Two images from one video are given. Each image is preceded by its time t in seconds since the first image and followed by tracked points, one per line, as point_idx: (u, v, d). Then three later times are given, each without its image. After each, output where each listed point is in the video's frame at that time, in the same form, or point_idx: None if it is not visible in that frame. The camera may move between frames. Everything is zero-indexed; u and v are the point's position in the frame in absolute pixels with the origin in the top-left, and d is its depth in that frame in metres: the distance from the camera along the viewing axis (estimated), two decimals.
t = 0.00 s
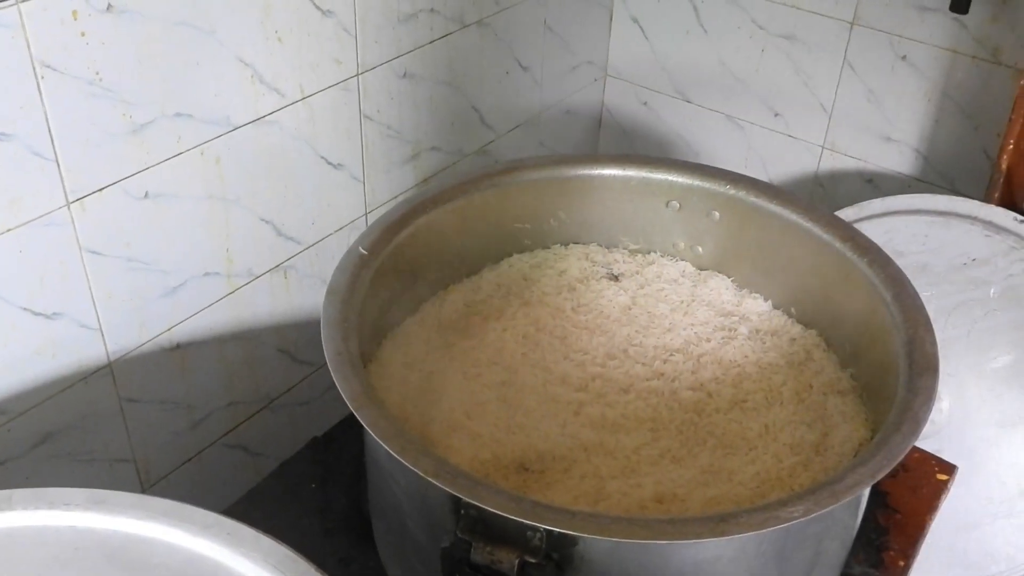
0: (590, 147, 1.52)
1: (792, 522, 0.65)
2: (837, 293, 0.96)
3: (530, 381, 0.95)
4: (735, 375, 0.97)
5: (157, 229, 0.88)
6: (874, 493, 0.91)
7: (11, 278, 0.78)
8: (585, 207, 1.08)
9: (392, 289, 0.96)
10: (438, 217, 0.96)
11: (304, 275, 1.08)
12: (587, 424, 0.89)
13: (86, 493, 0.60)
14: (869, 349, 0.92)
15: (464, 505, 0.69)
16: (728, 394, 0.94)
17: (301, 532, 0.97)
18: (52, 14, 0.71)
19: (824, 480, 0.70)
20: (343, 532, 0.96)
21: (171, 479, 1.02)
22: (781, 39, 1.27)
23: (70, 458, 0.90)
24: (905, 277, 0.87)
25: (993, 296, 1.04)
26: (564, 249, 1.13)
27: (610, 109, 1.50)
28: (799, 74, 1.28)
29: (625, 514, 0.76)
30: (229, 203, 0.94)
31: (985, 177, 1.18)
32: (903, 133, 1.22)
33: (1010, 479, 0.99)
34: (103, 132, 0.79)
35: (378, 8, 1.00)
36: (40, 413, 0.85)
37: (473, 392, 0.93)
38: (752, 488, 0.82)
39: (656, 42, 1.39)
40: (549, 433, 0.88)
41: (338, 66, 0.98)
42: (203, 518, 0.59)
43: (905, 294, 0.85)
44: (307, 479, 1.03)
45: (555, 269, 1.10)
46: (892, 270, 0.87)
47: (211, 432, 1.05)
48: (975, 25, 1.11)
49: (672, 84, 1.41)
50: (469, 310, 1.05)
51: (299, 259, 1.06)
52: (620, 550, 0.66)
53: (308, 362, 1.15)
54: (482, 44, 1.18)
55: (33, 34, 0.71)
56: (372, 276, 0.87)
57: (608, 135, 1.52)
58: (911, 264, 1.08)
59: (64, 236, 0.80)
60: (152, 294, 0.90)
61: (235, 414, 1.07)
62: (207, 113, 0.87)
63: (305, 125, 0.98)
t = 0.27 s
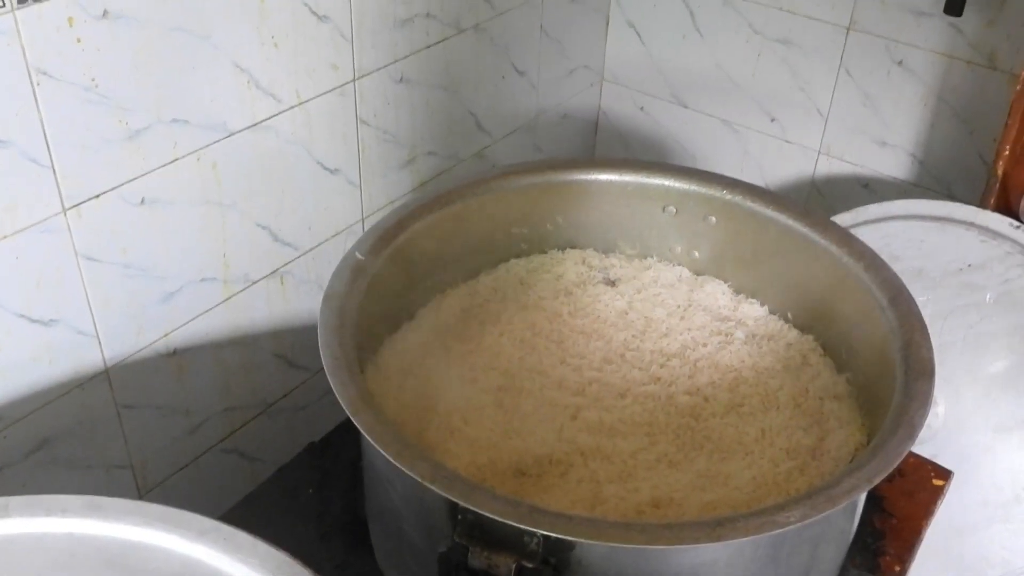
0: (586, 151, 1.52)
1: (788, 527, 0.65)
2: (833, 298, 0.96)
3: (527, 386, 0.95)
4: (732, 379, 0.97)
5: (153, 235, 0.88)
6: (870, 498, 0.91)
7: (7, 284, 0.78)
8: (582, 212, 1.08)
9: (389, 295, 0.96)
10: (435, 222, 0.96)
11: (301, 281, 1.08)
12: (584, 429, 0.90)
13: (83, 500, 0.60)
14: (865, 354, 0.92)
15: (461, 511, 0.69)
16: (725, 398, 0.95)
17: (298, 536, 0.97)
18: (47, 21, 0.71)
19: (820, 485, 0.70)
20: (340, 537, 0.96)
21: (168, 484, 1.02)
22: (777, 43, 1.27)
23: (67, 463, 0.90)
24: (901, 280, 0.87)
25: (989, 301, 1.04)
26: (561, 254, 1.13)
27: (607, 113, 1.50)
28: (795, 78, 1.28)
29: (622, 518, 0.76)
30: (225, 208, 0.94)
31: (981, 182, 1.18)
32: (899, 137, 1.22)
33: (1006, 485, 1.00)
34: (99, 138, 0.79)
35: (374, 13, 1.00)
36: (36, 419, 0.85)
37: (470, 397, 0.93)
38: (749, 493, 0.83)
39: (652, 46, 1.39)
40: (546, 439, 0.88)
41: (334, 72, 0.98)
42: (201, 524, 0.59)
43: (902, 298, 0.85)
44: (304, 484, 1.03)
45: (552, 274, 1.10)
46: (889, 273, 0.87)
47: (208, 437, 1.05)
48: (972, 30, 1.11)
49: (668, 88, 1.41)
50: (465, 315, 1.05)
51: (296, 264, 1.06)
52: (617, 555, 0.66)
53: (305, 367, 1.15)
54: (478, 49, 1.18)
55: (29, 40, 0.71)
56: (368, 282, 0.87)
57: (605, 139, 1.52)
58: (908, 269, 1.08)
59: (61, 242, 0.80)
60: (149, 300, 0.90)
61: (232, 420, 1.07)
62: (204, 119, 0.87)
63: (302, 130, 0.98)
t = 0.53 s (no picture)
0: (583, 162, 1.53)
1: (784, 538, 0.65)
2: (829, 309, 0.97)
3: (524, 397, 0.95)
4: (728, 390, 0.97)
5: (150, 245, 0.88)
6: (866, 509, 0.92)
7: (3, 296, 0.78)
8: (579, 223, 1.09)
9: (386, 306, 0.96)
10: (431, 233, 0.96)
11: (297, 292, 1.08)
12: (580, 439, 0.90)
13: (79, 511, 0.60)
14: (861, 365, 0.93)
15: (457, 522, 0.69)
16: (721, 409, 0.95)
17: (294, 547, 0.97)
18: (45, 33, 0.72)
19: (817, 496, 0.70)
20: (336, 548, 0.96)
21: (164, 495, 1.02)
22: (772, 56, 1.28)
23: (63, 474, 0.90)
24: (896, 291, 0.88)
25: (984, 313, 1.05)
26: (558, 265, 1.13)
27: (603, 124, 1.50)
28: (791, 91, 1.28)
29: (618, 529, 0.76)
30: (222, 219, 0.94)
31: (976, 194, 1.19)
32: (894, 149, 1.23)
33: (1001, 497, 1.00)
34: (96, 149, 0.79)
35: (371, 26, 1.00)
36: (32, 429, 0.85)
37: (467, 408, 0.93)
38: (745, 503, 0.83)
39: (648, 59, 1.40)
40: (542, 450, 0.88)
41: (331, 84, 0.99)
42: (197, 535, 0.59)
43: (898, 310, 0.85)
44: (300, 495, 1.03)
45: (548, 285, 1.11)
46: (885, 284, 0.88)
47: (204, 447, 1.05)
48: (966, 43, 1.11)
49: (664, 100, 1.41)
50: (462, 326, 1.05)
51: (293, 275, 1.06)
52: (614, 565, 0.66)
53: (301, 378, 1.15)
54: (475, 61, 1.18)
55: (26, 52, 0.71)
56: (365, 294, 0.87)
57: (601, 150, 1.53)
58: (904, 280, 1.09)
59: (58, 253, 0.80)
60: (145, 310, 0.90)
61: (228, 430, 1.07)
62: (201, 130, 0.87)
63: (298, 141, 0.98)
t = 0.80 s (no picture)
0: (577, 170, 1.53)
1: (778, 545, 0.65)
2: (822, 318, 0.97)
3: (518, 405, 0.95)
4: (722, 398, 0.98)
5: (145, 253, 0.88)
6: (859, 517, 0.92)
7: None
8: (573, 231, 1.09)
9: (380, 314, 0.96)
10: (426, 241, 0.96)
11: (291, 299, 1.08)
12: (574, 447, 0.90)
13: (73, 519, 0.60)
14: (854, 373, 0.93)
15: (451, 529, 0.69)
16: (714, 417, 0.95)
17: (288, 554, 0.97)
18: (42, 41, 0.72)
19: (810, 504, 0.70)
20: (330, 556, 0.96)
21: (157, 502, 1.02)
22: (765, 66, 1.28)
23: (56, 481, 0.90)
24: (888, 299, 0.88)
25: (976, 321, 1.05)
26: (552, 273, 1.14)
27: (598, 133, 1.51)
28: (784, 100, 1.29)
29: (612, 536, 0.76)
30: (217, 226, 0.94)
31: (968, 203, 1.19)
32: (887, 159, 1.24)
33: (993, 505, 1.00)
34: (92, 157, 0.79)
35: (366, 35, 1.00)
36: (26, 436, 0.85)
37: (461, 415, 0.93)
38: (738, 511, 0.83)
39: (642, 69, 1.40)
40: (536, 457, 0.88)
41: (326, 92, 0.99)
42: (191, 542, 0.59)
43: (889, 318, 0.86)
44: (295, 502, 1.03)
45: (542, 293, 1.11)
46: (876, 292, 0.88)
47: (198, 455, 1.05)
48: (957, 53, 1.12)
49: (658, 109, 1.42)
50: (456, 334, 1.05)
51: (287, 283, 1.06)
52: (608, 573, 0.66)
53: (295, 386, 1.15)
54: (470, 70, 1.19)
55: (22, 60, 0.71)
56: (359, 302, 0.88)
57: (596, 158, 1.53)
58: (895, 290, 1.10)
59: (52, 260, 0.80)
60: (140, 317, 0.90)
61: (222, 438, 1.07)
62: (196, 138, 0.88)
63: (293, 150, 0.98)
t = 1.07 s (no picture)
0: (574, 173, 1.54)
1: (776, 545, 0.66)
2: (818, 320, 0.97)
3: (515, 406, 0.95)
4: (719, 400, 0.98)
5: (143, 254, 0.88)
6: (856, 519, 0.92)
7: None
8: (570, 233, 1.09)
9: (378, 316, 0.96)
10: (424, 243, 0.97)
11: (289, 302, 1.08)
12: (572, 449, 0.90)
13: (72, 519, 0.60)
14: (851, 374, 0.93)
15: (450, 530, 0.69)
16: (712, 419, 0.95)
17: (286, 557, 0.97)
18: (41, 43, 0.72)
19: (808, 504, 0.70)
20: (327, 558, 0.96)
21: (155, 504, 1.02)
22: (762, 69, 1.29)
23: (54, 483, 0.90)
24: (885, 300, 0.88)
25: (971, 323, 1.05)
26: (549, 275, 1.14)
27: (595, 136, 1.51)
28: (780, 103, 1.30)
29: (610, 537, 0.76)
30: (215, 228, 0.94)
31: (963, 206, 1.20)
32: (883, 162, 1.24)
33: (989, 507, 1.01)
34: (91, 158, 0.80)
35: (364, 37, 1.01)
36: (24, 438, 0.85)
37: (459, 417, 0.93)
38: (735, 512, 0.83)
39: (639, 72, 1.41)
40: (534, 459, 0.88)
41: (325, 95, 0.99)
42: (191, 543, 0.59)
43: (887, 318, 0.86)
44: (292, 505, 1.03)
45: (540, 295, 1.11)
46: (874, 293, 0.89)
47: (196, 457, 1.05)
48: (953, 57, 1.13)
49: (655, 112, 1.43)
50: (453, 336, 1.06)
51: (285, 285, 1.06)
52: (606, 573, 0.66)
53: (293, 388, 1.15)
54: (467, 73, 1.19)
55: (21, 62, 0.71)
56: (358, 303, 0.88)
57: (593, 161, 1.54)
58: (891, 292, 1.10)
59: (50, 262, 0.80)
60: (138, 319, 0.91)
61: (220, 440, 1.07)
62: (195, 139, 0.88)
63: (291, 152, 0.99)
